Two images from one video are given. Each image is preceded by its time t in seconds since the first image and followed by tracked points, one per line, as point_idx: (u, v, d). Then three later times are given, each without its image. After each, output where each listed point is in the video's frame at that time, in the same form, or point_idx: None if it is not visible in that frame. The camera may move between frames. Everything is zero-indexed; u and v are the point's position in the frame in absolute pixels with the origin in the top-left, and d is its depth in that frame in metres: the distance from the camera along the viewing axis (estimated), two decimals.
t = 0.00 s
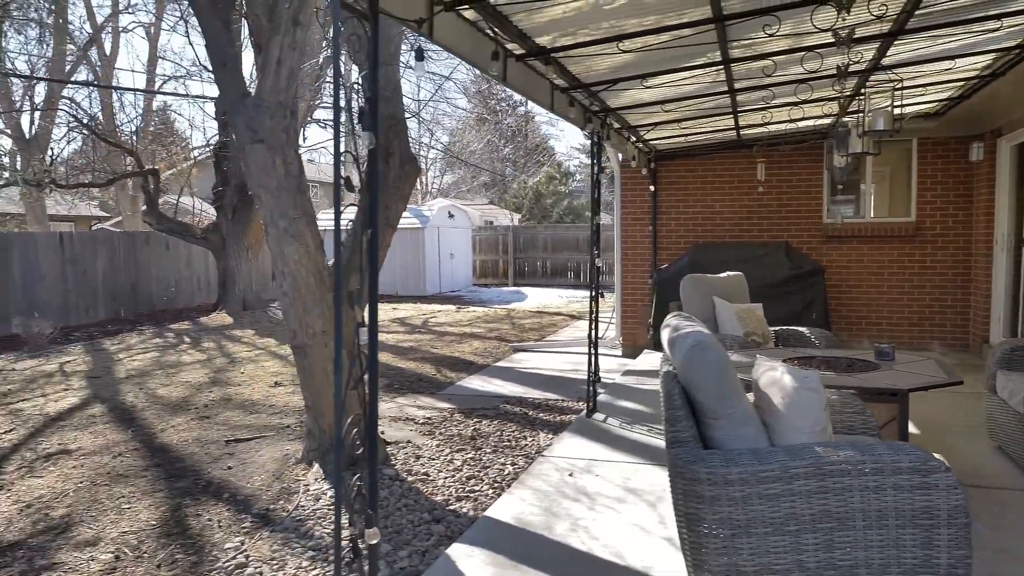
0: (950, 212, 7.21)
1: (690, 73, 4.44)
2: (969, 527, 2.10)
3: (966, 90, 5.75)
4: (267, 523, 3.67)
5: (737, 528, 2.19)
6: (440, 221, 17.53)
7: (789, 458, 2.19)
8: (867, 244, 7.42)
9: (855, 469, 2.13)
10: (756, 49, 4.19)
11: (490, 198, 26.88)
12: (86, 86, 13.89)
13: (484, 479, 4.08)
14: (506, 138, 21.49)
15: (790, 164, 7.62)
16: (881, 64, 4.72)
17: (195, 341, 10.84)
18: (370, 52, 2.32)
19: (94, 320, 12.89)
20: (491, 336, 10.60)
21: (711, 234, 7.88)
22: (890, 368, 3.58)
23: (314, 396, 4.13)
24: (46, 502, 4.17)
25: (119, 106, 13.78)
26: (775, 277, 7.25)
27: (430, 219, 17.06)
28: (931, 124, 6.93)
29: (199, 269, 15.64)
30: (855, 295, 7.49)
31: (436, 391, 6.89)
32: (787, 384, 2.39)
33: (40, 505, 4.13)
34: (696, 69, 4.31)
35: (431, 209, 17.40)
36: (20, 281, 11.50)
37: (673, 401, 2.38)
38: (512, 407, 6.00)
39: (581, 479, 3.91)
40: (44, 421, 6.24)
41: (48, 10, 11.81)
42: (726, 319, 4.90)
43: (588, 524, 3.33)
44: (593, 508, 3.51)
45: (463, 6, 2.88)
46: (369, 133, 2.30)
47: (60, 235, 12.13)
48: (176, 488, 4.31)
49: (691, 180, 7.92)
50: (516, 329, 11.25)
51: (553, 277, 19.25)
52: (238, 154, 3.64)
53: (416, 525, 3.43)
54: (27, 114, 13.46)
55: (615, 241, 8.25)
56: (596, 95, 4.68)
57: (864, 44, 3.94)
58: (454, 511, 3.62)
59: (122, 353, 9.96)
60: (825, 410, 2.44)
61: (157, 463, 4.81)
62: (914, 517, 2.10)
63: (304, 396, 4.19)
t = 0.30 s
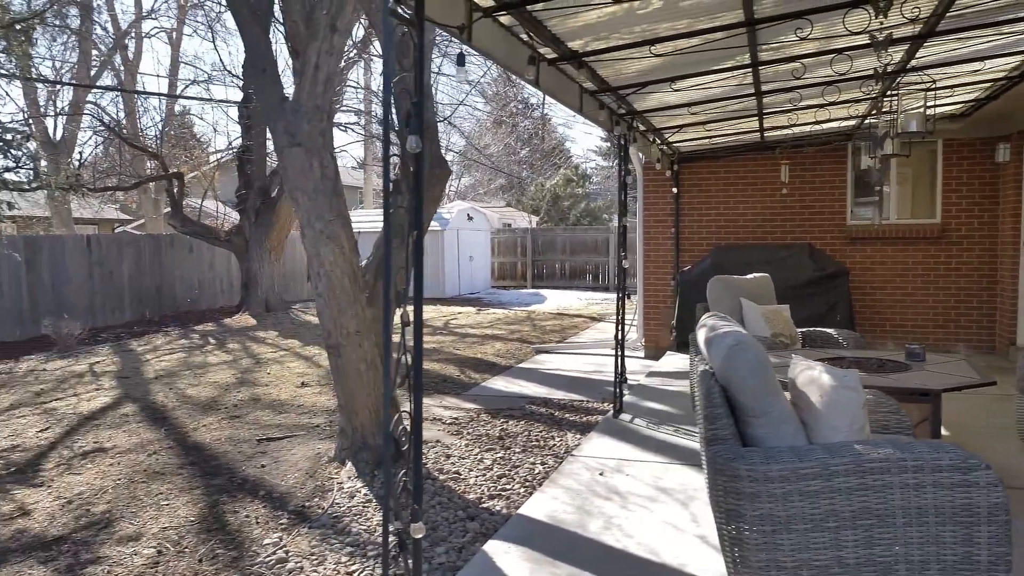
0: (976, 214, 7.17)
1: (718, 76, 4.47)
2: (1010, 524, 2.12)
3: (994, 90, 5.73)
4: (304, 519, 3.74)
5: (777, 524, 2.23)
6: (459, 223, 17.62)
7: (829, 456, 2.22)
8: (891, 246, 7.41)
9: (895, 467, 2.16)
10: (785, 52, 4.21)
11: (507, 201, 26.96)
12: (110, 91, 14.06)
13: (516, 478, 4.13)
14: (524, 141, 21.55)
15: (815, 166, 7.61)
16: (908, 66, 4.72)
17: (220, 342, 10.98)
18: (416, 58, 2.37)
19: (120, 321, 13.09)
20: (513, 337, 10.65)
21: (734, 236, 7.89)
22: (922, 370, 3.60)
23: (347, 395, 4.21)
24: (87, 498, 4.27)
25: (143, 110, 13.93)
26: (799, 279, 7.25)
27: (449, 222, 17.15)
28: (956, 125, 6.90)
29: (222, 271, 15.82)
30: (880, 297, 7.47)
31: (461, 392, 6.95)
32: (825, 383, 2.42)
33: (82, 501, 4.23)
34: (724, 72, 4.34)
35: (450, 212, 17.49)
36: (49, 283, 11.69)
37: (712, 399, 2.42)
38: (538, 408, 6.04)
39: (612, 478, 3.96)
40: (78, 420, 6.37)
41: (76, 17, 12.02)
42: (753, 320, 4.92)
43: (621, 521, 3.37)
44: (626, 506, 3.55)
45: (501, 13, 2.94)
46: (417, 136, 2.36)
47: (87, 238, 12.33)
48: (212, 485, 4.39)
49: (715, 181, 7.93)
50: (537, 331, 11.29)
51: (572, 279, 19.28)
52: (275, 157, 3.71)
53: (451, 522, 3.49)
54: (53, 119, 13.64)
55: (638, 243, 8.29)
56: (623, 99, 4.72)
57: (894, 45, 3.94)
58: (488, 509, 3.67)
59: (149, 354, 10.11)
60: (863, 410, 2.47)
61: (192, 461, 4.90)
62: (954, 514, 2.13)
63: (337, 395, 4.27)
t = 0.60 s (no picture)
0: (1000, 214, 7.12)
1: (744, 78, 4.50)
2: None
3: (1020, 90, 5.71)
4: (337, 515, 3.80)
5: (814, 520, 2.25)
6: (477, 225, 17.67)
7: (866, 453, 2.24)
8: (914, 246, 7.39)
9: (932, 465, 2.18)
10: (811, 54, 4.23)
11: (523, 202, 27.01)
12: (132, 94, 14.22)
13: (544, 477, 4.17)
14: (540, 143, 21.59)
15: (837, 167, 7.61)
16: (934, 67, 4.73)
17: (242, 342, 11.09)
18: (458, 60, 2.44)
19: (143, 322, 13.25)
20: (532, 338, 10.69)
21: (755, 237, 7.91)
22: (952, 370, 3.61)
23: (377, 393, 4.27)
24: (122, 494, 4.35)
25: (164, 113, 14.06)
26: (820, 280, 7.25)
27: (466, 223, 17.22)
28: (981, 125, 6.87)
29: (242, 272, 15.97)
30: (904, 297, 7.45)
31: (483, 392, 7.00)
32: (861, 381, 2.45)
33: (118, 497, 4.31)
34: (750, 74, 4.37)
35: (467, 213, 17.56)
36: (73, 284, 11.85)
37: (748, 397, 2.45)
38: (562, 408, 6.08)
39: (640, 477, 3.99)
40: (108, 418, 6.47)
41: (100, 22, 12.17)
42: (778, 321, 4.94)
43: (652, 519, 3.41)
44: (656, 505, 3.59)
45: (535, 16, 3.00)
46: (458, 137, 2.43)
47: (110, 240, 12.50)
48: (244, 482, 4.46)
49: (737, 183, 7.95)
50: (556, 332, 11.33)
51: (588, 280, 19.29)
52: (308, 159, 3.78)
53: (483, 519, 3.54)
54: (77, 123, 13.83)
55: (658, 244, 8.33)
56: (648, 100, 4.76)
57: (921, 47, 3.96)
58: (519, 507, 3.72)
59: (173, 354, 10.23)
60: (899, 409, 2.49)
61: (223, 459, 4.97)
62: (992, 511, 2.15)
63: (367, 394, 4.33)
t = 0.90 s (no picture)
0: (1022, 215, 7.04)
1: (769, 81, 4.53)
2: None
3: None
4: (367, 513, 3.85)
5: (848, 518, 2.28)
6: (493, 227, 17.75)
7: (900, 451, 2.27)
8: (935, 248, 7.36)
9: (967, 463, 2.20)
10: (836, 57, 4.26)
11: (537, 204, 27.07)
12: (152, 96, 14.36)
13: (571, 476, 4.21)
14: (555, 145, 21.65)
15: (858, 170, 7.62)
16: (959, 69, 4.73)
17: (262, 343, 11.20)
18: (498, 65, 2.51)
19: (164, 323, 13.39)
20: (550, 340, 10.73)
21: (775, 239, 7.93)
22: (980, 372, 3.63)
23: (406, 392, 4.33)
24: (155, 491, 4.43)
25: (184, 116, 14.22)
26: (841, 282, 7.25)
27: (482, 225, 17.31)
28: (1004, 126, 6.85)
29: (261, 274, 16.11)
30: (926, 299, 7.42)
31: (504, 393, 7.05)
32: (894, 381, 2.48)
33: (151, 494, 4.38)
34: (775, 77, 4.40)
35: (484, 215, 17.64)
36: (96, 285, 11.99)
37: (782, 397, 2.49)
38: (583, 409, 6.12)
39: (666, 477, 4.03)
40: (135, 417, 6.56)
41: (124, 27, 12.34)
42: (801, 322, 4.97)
43: (680, 518, 3.45)
44: (684, 503, 3.62)
45: (568, 21, 3.06)
46: (497, 141, 2.50)
47: (132, 241, 12.66)
48: (273, 480, 4.53)
49: (757, 185, 7.98)
50: (574, 333, 11.36)
51: (604, 282, 19.33)
52: (341, 162, 3.86)
53: (513, 516, 3.58)
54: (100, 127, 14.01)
55: (678, 246, 8.36)
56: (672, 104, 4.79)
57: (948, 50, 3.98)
58: (547, 505, 3.76)
59: (195, 354, 10.34)
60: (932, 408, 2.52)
61: (252, 457, 5.04)
62: None
63: (395, 393, 4.40)
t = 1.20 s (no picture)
0: None
1: (790, 84, 4.57)
2: None
3: None
4: (396, 512, 3.90)
5: (881, 517, 2.31)
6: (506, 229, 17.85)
7: (933, 451, 2.30)
8: (952, 249, 7.36)
9: (999, 463, 2.23)
10: (858, 60, 4.29)
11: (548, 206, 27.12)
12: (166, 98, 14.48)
13: (596, 476, 4.26)
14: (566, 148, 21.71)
15: (876, 171, 7.62)
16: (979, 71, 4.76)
17: (280, 344, 11.29)
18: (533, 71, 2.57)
19: (181, 324, 13.50)
20: (565, 341, 10.76)
21: (792, 241, 7.96)
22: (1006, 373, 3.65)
23: (431, 393, 4.39)
24: (185, 490, 4.50)
25: (199, 119, 14.33)
26: (859, 283, 7.26)
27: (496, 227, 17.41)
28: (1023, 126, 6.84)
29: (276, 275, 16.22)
30: (944, 300, 7.42)
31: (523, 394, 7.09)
32: (925, 381, 2.52)
33: (180, 493, 4.45)
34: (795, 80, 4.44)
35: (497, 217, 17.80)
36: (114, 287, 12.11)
37: (814, 397, 2.53)
38: (603, 410, 6.15)
39: (690, 476, 4.07)
40: (159, 417, 6.65)
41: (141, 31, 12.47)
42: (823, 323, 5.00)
43: (707, 517, 3.49)
44: (709, 503, 3.66)
45: (598, 27, 3.11)
46: (532, 146, 2.56)
47: (150, 243, 12.79)
48: (300, 479, 4.59)
49: (774, 186, 8.00)
50: (588, 335, 11.40)
51: (616, 284, 19.38)
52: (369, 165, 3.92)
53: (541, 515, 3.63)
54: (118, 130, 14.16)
55: (695, 247, 8.39)
56: (692, 106, 4.83)
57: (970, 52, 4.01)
58: (573, 504, 3.81)
59: (213, 355, 10.43)
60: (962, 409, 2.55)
61: (277, 457, 5.10)
62: None
63: (421, 394, 4.45)
